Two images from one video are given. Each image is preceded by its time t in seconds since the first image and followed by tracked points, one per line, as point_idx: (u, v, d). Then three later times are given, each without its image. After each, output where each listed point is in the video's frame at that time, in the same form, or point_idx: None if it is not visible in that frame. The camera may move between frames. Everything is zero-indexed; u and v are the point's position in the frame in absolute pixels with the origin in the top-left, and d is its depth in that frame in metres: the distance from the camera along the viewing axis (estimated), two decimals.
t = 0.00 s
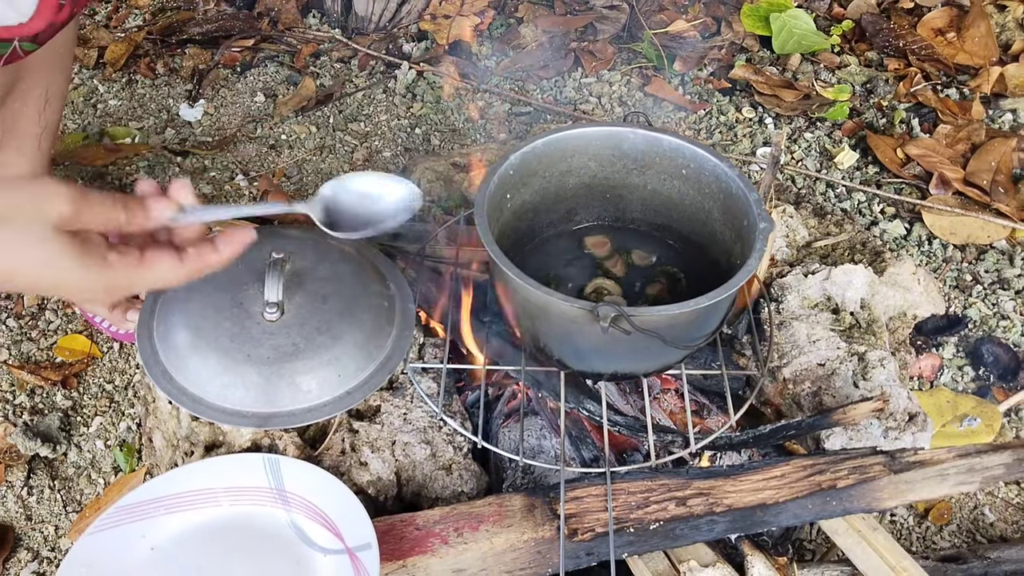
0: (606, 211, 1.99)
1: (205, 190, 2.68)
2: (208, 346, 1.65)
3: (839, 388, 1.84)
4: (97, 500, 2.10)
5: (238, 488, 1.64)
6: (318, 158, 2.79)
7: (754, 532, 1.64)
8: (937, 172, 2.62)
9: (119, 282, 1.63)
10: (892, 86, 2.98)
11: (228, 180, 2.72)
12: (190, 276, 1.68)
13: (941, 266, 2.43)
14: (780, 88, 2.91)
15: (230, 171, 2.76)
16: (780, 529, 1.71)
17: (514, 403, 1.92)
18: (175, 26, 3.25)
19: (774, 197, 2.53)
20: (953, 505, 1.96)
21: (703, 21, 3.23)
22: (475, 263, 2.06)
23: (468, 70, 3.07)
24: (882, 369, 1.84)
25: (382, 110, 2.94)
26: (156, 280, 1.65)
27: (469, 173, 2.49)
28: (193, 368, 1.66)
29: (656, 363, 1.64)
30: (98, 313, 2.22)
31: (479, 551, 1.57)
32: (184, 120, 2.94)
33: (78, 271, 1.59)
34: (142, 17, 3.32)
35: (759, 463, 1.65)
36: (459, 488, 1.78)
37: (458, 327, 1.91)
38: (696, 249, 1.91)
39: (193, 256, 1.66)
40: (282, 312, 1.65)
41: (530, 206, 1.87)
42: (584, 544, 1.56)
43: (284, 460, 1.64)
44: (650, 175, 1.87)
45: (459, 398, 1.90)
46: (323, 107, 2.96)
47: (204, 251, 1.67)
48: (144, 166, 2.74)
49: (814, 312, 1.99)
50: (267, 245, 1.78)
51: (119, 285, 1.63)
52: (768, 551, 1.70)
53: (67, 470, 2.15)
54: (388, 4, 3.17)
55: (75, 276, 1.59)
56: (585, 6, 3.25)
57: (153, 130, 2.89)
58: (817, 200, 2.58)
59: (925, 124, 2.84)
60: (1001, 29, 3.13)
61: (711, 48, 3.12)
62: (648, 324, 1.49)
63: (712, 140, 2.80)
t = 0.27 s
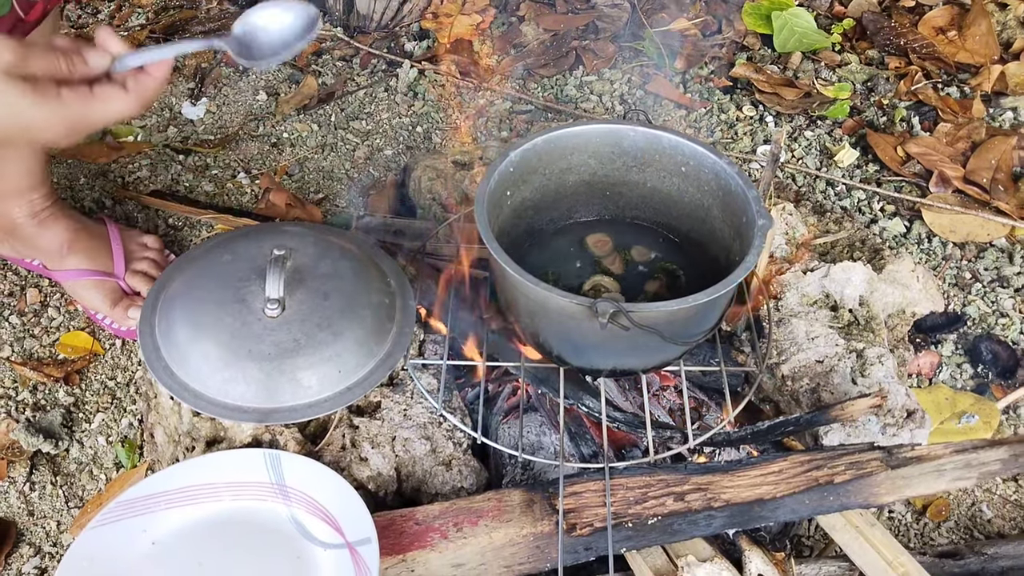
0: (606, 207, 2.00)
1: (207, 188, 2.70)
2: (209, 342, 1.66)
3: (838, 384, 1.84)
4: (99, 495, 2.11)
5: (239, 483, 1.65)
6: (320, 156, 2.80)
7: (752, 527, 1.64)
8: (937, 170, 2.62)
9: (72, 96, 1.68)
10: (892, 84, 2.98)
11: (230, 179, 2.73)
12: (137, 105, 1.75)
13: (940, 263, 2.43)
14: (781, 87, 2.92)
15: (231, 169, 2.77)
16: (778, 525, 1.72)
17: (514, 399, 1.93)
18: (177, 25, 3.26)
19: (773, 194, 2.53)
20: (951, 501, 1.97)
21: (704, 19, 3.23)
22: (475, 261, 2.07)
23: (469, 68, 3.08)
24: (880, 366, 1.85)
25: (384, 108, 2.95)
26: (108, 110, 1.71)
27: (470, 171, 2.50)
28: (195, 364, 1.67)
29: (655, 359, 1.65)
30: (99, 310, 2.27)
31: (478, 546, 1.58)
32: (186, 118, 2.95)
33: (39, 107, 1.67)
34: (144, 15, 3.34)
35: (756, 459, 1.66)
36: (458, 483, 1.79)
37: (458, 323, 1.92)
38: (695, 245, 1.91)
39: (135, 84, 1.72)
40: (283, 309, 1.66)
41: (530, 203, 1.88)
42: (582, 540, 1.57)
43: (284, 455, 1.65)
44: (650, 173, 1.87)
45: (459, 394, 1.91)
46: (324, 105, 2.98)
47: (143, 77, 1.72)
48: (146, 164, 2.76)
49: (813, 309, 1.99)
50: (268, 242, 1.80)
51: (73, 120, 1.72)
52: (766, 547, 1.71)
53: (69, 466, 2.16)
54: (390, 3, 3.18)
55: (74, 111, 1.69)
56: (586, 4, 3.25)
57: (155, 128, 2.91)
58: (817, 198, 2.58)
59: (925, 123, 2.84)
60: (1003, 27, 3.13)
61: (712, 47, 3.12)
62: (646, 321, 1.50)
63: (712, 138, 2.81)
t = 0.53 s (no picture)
0: (605, 201, 2.00)
1: (207, 181, 2.70)
2: (209, 333, 1.66)
3: (836, 375, 1.85)
4: (99, 487, 2.12)
5: (239, 473, 1.65)
6: (319, 150, 2.80)
7: (751, 517, 1.65)
8: (936, 163, 2.62)
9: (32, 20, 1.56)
10: (891, 78, 2.98)
11: (230, 172, 2.73)
12: None
13: (939, 256, 2.43)
14: (780, 80, 2.92)
15: (230, 162, 2.77)
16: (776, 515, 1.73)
17: (513, 391, 1.94)
18: (176, 18, 3.26)
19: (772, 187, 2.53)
20: (950, 493, 1.98)
21: (703, 13, 3.23)
22: (474, 253, 2.07)
23: (468, 62, 3.08)
24: (879, 357, 1.85)
25: (383, 102, 2.95)
26: None
27: (470, 164, 2.50)
28: (195, 355, 1.67)
29: (653, 350, 1.65)
30: (99, 303, 2.24)
31: (477, 536, 1.59)
32: (185, 112, 2.95)
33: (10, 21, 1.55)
34: (143, 9, 3.33)
35: (755, 449, 1.66)
36: (458, 474, 1.80)
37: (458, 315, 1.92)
38: (694, 238, 1.92)
39: None
40: (282, 300, 1.67)
41: (529, 194, 1.88)
42: (581, 529, 1.58)
43: (284, 445, 1.65)
44: (649, 165, 1.88)
45: (458, 385, 1.91)
46: (323, 99, 2.98)
47: None
48: (146, 157, 2.76)
49: (812, 301, 2.00)
50: (268, 233, 1.80)
51: None
52: (764, 537, 1.72)
53: (70, 459, 2.17)
54: None
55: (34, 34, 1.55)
56: None
57: (155, 122, 2.90)
58: (816, 191, 2.59)
59: (924, 116, 2.84)
60: (1002, 21, 3.13)
61: (711, 40, 3.12)
62: (645, 311, 1.50)
63: (711, 132, 2.81)
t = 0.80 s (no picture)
0: (603, 201, 2.00)
1: (204, 181, 2.70)
2: (207, 333, 1.66)
3: (834, 375, 1.85)
4: (96, 487, 2.11)
5: (236, 474, 1.65)
6: (317, 149, 2.79)
7: (748, 517, 1.65)
8: (933, 164, 2.63)
9: None
10: (889, 78, 2.99)
11: (227, 172, 2.73)
12: None
13: (936, 256, 2.44)
14: (778, 80, 2.92)
15: (228, 162, 2.77)
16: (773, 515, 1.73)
17: (511, 391, 1.94)
18: (174, 18, 3.25)
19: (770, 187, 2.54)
20: (947, 492, 1.98)
21: (701, 13, 3.24)
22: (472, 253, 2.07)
23: (466, 62, 3.08)
24: (876, 357, 1.85)
25: (381, 102, 2.95)
26: None
27: (468, 164, 2.50)
28: (192, 355, 1.67)
29: (652, 350, 1.65)
30: (96, 303, 2.23)
31: (475, 536, 1.59)
32: (183, 112, 2.94)
33: None
34: (141, 9, 3.33)
35: (753, 449, 1.66)
36: (456, 474, 1.80)
37: (456, 315, 1.93)
38: (692, 238, 1.92)
39: None
40: (280, 300, 1.67)
41: (527, 195, 1.88)
42: (579, 529, 1.58)
43: (281, 446, 1.65)
44: (647, 165, 1.88)
45: (456, 385, 1.91)
46: (321, 98, 2.98)
47: None
48: (143, 157, 2.76)
49: (809, 301, 2.00)
50: (266, 233, 1.80)
51: None
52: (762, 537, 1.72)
53: (67, 459, 2.16)
54: None
55: None
56: None
57: (152, 121, 2.90)
58: (814, 191, 2.59)
59: (922, 116, 2.84)
60: (999, 21, 3.13)
61: (709, 40, 3.13)
62: (643, 311, 1.51)
63: (709, 132, 2.81)
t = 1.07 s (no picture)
0: (604, 201, 2.00)
1: (206, 181, 2.70)
2: (209, 333, 1.66)
3: (835, 375, 1.85)
4: (98, 487, 2.11)
5: (238, 474, 1.65)
6: (318, 150, 2.80)
7: (750, 517, 1.65)
8: (934, 164, 2.63)
9: None
10: (890, 79, 2.99)
11: (229, 172, 2.73)
12: None
13: (938, 256, 2.44)
14: (779, 80, 2.92)
15: (230, 162, 2.77)
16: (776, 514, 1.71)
17: (513, 391, 1.93)
18: (176, 18, 3.26)
19: (771, 187, 2.54)
20: (949, 493, 1.98)
21: (702, 14, 3.24)
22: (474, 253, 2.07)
23: (467, 62, 3.08)
24: (878, 357, 1.85)
25: (382, 102, 2.95)
26: None
27: (469, 164, 2.50)
28: (194, 355, 1.67)
29: (653, 350, 1.65)
30: (99, 304, 2.24)
31: (477, 536, 1.59)
32: (185, 112, 2.95)
33: None
34: (142, 9, 3.33)
35: (754, 449, 1.66)
36: (457, 474, 1.80)
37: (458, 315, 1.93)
38: (694, 239, 1.92)
39: None
40: (282, 300, 1.67)
41: (528, 195, 1.88)
42: (580, 529, 1.58)
43: (283, 446, 1.65)
44: (648, 166, 1.88)
45: (458, 385, 1.91)
46: (323, 99, 2.98)
47: None
48: (145, 157, 2.76)
49: (811, 301, 2.00)
50: (268, 233, 1.80)
51: None
52: (764, 536, 1.72)
53: (69, 458, 2.16)
54: None
55: None
56: None
57: (154, 122, 2.90)
58: (815, 191, 2.59)
59: (923, 116, 2.84)
60: (1001, 21, 3.13)
61: (711, 40, 3.13)
62: (645, 311, 1.51)
63: (710, 132, 2.81)
